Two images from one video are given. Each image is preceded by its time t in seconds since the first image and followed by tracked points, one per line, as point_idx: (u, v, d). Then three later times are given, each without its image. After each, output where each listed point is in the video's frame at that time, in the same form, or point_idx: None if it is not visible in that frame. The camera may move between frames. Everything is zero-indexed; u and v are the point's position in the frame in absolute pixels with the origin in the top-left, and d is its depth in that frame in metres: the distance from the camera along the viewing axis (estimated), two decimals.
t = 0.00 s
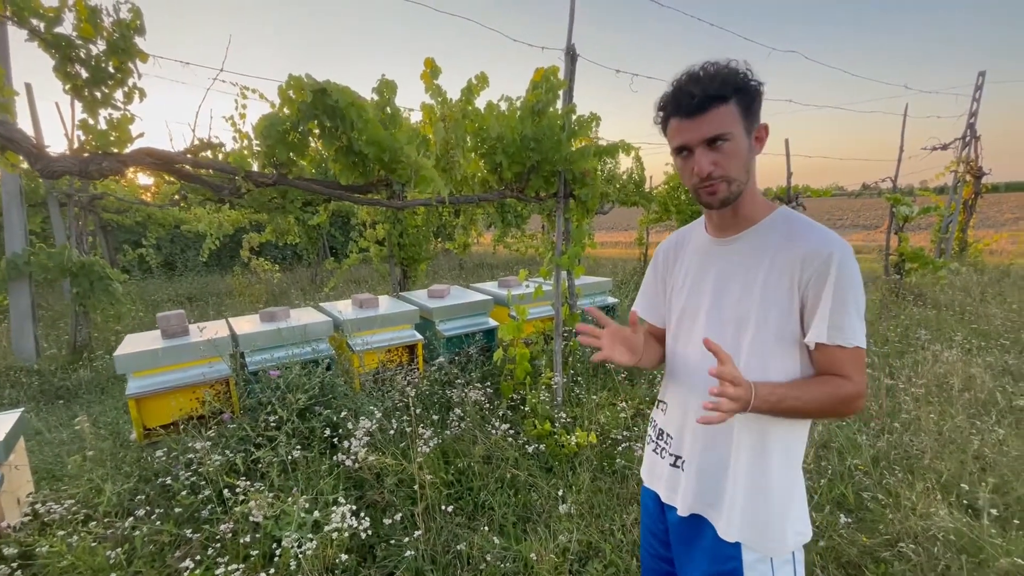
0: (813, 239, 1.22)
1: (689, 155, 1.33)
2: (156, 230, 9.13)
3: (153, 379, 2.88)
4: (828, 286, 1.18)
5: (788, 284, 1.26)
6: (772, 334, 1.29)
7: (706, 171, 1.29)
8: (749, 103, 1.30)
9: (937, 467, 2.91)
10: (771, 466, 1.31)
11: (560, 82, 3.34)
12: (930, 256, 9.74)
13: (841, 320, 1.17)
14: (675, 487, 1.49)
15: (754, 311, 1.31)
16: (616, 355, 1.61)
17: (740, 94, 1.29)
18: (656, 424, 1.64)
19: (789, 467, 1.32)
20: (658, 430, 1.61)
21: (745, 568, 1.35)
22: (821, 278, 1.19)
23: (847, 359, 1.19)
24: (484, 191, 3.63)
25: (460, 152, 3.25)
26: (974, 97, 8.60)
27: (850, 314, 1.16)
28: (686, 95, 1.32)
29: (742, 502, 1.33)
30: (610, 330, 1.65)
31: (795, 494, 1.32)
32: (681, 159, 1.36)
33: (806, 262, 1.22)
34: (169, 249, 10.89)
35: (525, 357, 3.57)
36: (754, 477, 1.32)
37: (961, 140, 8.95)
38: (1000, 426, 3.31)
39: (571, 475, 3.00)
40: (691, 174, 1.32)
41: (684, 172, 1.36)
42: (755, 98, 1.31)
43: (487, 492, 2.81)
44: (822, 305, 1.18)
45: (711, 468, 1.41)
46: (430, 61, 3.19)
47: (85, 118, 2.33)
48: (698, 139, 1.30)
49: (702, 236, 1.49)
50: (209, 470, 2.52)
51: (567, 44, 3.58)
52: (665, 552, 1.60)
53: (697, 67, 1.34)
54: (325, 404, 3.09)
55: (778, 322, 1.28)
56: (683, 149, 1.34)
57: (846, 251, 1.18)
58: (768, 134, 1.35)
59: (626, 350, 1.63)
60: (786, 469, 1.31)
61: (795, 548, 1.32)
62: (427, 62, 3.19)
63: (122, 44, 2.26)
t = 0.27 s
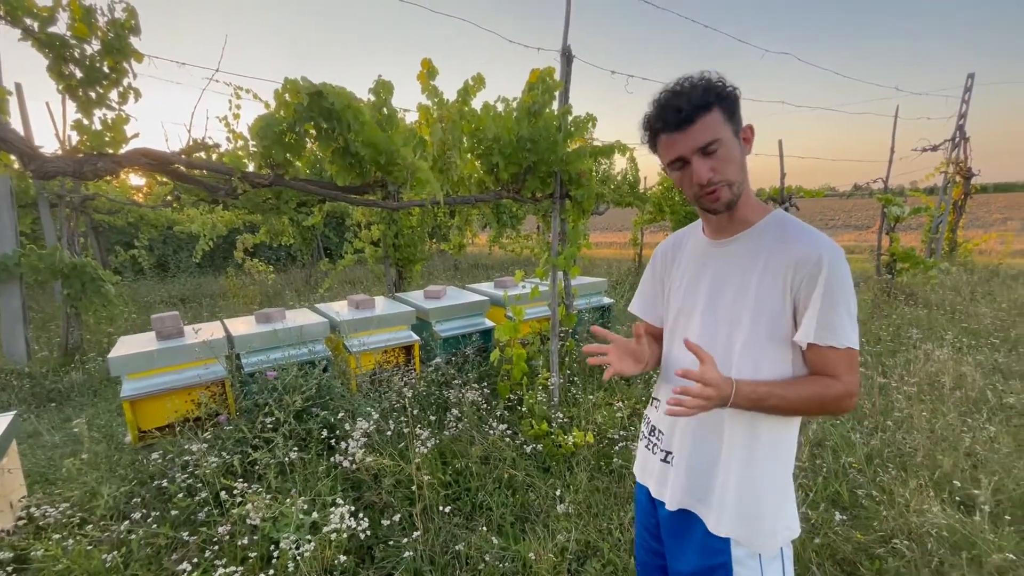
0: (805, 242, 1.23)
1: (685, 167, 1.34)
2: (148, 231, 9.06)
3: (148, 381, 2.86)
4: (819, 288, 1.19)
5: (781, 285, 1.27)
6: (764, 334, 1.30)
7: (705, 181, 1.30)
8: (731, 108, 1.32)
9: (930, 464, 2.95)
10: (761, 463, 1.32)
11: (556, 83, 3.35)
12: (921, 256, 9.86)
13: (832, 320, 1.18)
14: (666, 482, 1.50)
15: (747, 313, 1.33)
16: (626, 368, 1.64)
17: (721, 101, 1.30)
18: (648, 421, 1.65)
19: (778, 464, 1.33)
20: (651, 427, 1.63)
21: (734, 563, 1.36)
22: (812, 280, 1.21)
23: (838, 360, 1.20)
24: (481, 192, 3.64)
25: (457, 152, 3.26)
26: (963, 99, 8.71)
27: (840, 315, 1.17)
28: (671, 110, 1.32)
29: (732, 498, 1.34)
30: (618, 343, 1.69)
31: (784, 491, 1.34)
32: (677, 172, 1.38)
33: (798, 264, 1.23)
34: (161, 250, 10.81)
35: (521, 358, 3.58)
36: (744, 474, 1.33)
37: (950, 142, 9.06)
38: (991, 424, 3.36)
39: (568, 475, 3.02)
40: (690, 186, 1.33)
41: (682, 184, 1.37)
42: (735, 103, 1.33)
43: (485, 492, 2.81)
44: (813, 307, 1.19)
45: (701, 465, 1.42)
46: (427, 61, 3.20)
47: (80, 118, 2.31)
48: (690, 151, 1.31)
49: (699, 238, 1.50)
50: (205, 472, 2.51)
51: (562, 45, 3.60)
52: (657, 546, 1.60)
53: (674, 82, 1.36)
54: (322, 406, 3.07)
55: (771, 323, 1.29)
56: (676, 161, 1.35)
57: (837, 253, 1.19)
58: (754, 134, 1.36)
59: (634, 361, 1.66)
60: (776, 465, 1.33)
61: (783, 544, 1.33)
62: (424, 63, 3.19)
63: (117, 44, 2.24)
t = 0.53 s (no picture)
0: (800, 245, 1.27)
1: (679, 173, 1.38)
2: (140, 233, 8.99)
3: (148, 383, 2.86)
4: (816, 290, 1.22)
5: (778, 287, 1.30)
6: (763, 335, 1.34)
7: (696, 188, 1.34)
8: (732, 117, 1.34)
9: (922, 461, 3.01)
10: (758, 459, 1.36)
11: (554, 87, 3.38)
12: (910, 256, 10.00)
13: (829, 321, 1.22)
14: (665, 479, 1.53)
15: (744, 314, 1.36)
16: (620, 372, 1.65)
17: (721, 110, 1.33)
18: (648, 418, 1.69)
19: (776, 460, 1.37)
20: (651, 426, 1.66)
21: (732, 556, 1.39)
22: (808, 282, 1.24)
23: (836, 359, 1.24)
24: (480, 194, 3.66)
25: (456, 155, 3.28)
26: (951, 102, 8.86)
27: (837, 315, 1.21)
28: (670, 117, 1.36)
29: (731, 493, 1.37)
30: (607, 351, 1.70)
31: (782, 487, 1.38)
32: (673, 177, 1.41)
33: (794, 267, 1.27)
34: (154, 252, 10.74)
35: (520, 358, 3.61)
36: (744, 470, 1.37)
37: (939, 144, 9.21)
38: (981, 421, 3.43)
39: (568, 474, 3.05)
40: (683, 192, 1.37)
41: (676, 189, 1.41)
42: (737, 113, 1.35)
43: (485, 492, 2.84)
44: (811, 308, 1.23)
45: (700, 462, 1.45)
46: (427, 64, 3.22)
47: (81, 121, 2.30)
48: (686, 158, 1.35)
49: (697, 241, 1.54)
50: (207, 474, 2.50)
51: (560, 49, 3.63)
52: (656, 540, 1.63)
53: (676, 90, 1.39)
54: (322, 407, 3.08)
55: (769, 324, 1.33)
56: (672, 167, 1.39)
57: (832, 256, 1.23)
58: (754, 143, 1.39)
59: (627, 365, 1.68)
60: (772, 461, 1.36)
61: (781, 538, 1.37)
62: (423, 66, 3.21)
63: (119, 46, 2.25)
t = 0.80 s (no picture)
0: (802, 250, 1.33)
1: (688, 176, 1.43)
2: (135, 234, 8.95)
3: (155, 384, 2.89)
4: (818, 293, 1.28)
5: (781, 290, 1.36)
6: (766, 336, 1.40)
7: (703, 192, 1.40)
8: (742, 125, 1.39)
9: (915, 458, 3.09)
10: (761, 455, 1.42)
11: (556, 92, 3.43)
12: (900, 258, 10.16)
13: (830, 322, 1.28)
14: (673, 474, 1.59)
15: (748, 316, 1.42)
16: (625, 372, 1.70)
17: (733, 118, 1.38)
18: (655, 415, 1.75)
19: (780, 455, 1.43)
20: (658, 422, 1.71)
21: (738, 547, 1.45)
22: (811, 285, 1.30)
23: (836, 358, 1.30)
24: (481, 196, 3.72)
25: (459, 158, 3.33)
26: (940, 106, 9.02)
27: (837, 317, 1.27)
28: (684, 121, 1.41)
29: (737, 487, 1.43)
30: (612, 351, 1.75)
31: (785, 480, 1.44)
32: (683, 179, 1.48)
33: (797, 271, 1.32)
34: (148, 253, 10.69)
35: (521, 359, 3.66)
36: (749, 464, 1.43)
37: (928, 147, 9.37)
38: (971, 419, 3.52)
39: (570, 473, 3.10)
40: (691, 195, 1.43)
41: (684, 191, 1.47)
42: (749, 121, 1.40)
43: (490, 491, 2.88)
44: (813, 311, 1.29)
45: (707, 457, 1.50)
46: (430, 69, 3.26)
47: (92, 124, 2.33)
48: (695, 163, 1.40)
49: (702, 244, 1.59)
50: (215, 474, 2.53)
51: (561, 54, 3.69)
52: (664, 534, 1.69)
53: (691, 95, 1.44)
54: (328, 407, 3.11)
55: (772, 325, 1.39)
56: (682, 169, 1.45)
57: (832, 261, 1.29)
58: (763, 151, 1.43)
59: (632, 364, 1.73)
60: (776, 457, 1.42)
61: (784, 530, 1.43)
62: (427, 70, 3.26)
63: (130, 52, 2.28)
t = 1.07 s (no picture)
0: (810, 249, 1.39)
1: (700, 173, 1.49)
2: (133, 234, 8.93)
3: (163, 382, 2.92)
4: (827, 291, 1.34)
5: (790, 288, 1.42)
6: (776, 333, 1.45)
7: (714, 188, 1.45)
8: (755, 128, 1.45)
9: (910, 455, 3.16)
10: (771, 448, 1.48)
11: (560, 95, 3.48)
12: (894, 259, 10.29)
13: (839, 320, 1.33)
14: (684, 467, 1.64)
15: (758, 313, 1.48)
16: (640, 369, 1.76)
17: (746, 120, 1.44)
18: (665, 411, 1.80)
19: (789, 448, 1.48)
20: (669, 417, 1.77)
21: (748, 537, 1.50)
22: (819, 284, 1.36)
23: (844, 354, 1.36)
24: (484, 197, 3.78)
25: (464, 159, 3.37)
26: (932, 110, 9.16)
27: (845, 315, 1.33)
28: (699, 121, 1.47)
29: (748, 479, 1.49)
30: (628, 349, 1.80)
31: (793, 472, 1.49)
32: (695, 177, 1.53)
33: (806, 270, 1.38)
34: (145, 253, 10.65)
35: (524, 358, 3.71)
36: (759, 457, 1.48)
37: (921, 150, 9.51)
38: (964, 417, 3.60)
39: (573, 469, 3.14)
40: (702, 191, 1.49)
41: (696, 189, 1.52)
42: (761, 124, 1.46)
43: (495, 487, 2.92)
44: (822, 308, 1.34)
45: (718, 451, 1.56)
46: (436, 72, 3.31)
47: (106, 125, 2.36)
48: (708, 160, 1.46)
49: (711, 244, 1.65)
50: (225, 470, 2.56)
51: (564, 57, 3.74)
52: (674, 526, 1.75)
53: (708, 97, 1.50)
54: (335, 405, 3.14)
55: (782, 322, 1.44)
56: (695, 167, 1.50)
57: (839, 260, 1.35)
58: (774, 154, 1.49)
59: (646, 362, 1.79)
60: (785, 450, 1.48)
61: (792, 520, 1.49)
62: (433, 73, 3.30)
63: (145, 54, 2.31)
